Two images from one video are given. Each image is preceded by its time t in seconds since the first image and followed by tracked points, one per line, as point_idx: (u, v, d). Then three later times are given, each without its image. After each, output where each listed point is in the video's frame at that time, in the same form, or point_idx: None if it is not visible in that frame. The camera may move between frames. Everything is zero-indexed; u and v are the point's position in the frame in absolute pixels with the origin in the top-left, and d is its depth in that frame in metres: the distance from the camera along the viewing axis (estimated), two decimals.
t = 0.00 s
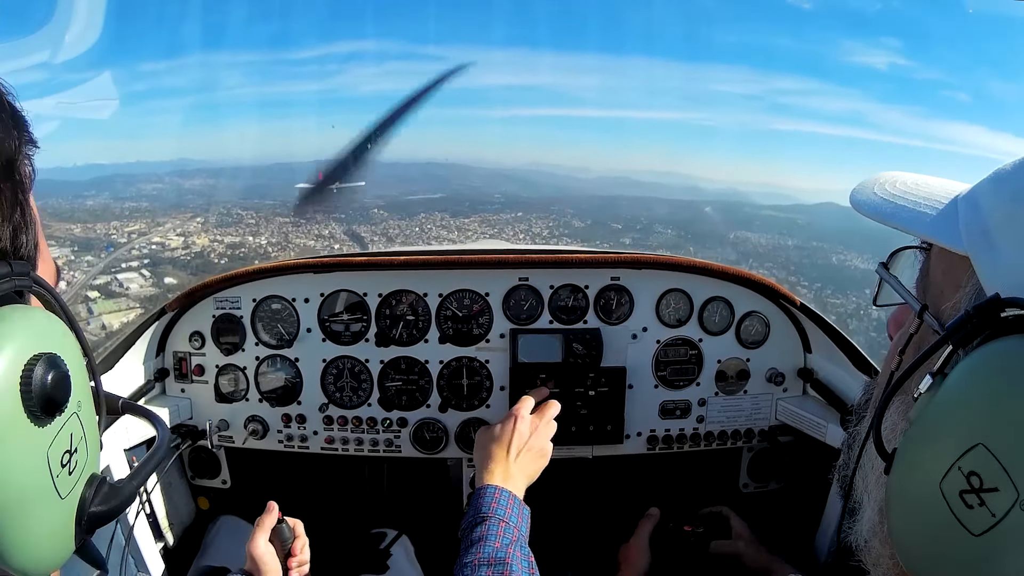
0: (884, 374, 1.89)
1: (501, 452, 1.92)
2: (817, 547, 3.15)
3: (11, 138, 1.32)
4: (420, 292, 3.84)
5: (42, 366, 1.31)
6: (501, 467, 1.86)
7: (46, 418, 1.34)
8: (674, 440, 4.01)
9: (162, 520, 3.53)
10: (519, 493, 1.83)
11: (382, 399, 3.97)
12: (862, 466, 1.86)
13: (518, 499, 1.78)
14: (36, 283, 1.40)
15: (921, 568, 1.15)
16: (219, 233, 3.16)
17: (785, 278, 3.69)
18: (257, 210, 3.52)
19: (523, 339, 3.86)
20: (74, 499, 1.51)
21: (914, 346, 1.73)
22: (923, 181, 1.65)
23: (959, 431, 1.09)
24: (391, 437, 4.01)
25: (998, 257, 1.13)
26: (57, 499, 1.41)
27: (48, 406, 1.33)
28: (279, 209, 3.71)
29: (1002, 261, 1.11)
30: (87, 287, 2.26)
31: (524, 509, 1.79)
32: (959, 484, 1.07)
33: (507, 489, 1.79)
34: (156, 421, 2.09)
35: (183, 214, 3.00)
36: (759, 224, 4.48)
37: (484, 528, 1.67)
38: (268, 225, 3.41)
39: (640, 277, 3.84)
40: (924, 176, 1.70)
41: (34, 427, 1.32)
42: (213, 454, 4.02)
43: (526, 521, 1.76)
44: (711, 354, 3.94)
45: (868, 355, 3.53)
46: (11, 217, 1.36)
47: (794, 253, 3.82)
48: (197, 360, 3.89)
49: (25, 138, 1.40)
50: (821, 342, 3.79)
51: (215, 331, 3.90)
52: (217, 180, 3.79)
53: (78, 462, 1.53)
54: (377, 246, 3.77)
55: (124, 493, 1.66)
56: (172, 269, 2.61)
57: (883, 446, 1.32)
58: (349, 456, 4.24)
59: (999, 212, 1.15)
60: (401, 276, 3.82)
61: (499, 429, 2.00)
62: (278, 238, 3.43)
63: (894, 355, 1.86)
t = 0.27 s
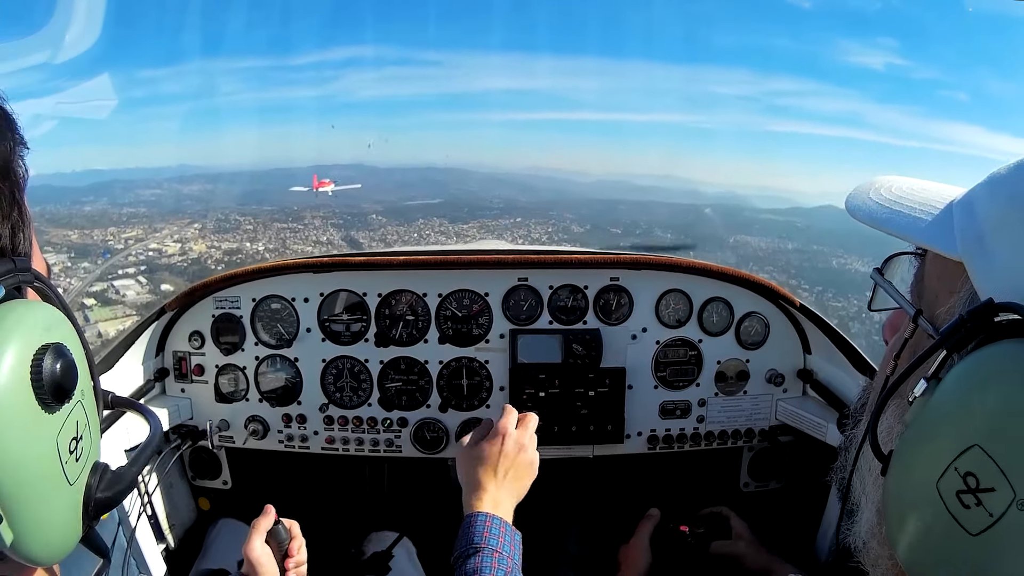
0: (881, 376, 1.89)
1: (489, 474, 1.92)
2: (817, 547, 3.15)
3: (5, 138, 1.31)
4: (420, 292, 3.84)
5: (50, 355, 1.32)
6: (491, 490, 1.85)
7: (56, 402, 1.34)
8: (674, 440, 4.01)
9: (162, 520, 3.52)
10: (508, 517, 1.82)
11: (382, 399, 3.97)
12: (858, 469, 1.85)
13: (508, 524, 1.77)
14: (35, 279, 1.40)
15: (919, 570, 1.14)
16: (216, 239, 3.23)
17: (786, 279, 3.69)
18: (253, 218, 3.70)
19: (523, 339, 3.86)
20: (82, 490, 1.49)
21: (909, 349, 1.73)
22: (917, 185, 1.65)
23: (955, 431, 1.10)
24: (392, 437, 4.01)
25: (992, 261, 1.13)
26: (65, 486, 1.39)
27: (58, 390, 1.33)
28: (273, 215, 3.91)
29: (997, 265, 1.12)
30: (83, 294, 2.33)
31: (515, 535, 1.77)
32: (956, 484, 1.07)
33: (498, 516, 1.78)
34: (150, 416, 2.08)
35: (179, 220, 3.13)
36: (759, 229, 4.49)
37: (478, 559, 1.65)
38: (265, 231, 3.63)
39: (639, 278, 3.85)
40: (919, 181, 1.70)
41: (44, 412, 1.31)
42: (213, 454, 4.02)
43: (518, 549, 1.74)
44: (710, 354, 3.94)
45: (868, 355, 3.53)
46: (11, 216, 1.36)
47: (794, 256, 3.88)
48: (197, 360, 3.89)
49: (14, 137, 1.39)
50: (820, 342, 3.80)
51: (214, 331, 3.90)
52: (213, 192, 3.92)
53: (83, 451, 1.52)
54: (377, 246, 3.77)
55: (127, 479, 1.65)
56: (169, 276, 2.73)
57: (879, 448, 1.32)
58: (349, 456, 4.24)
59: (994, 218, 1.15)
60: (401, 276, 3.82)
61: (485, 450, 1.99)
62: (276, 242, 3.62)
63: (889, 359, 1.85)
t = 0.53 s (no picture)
0: (881, 376, 1.90)
1: (472, 492, 2.14)
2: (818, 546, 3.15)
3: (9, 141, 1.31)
4: (420, 292, 3.84)
5: (60, 357, 1.33)
6: (475, 503, 2.06)
7: (65, 403, 1.34)
8: (675, 439, 4.01)
9: (163, 521, 3.53)
10: (493, 530, 1.99)
11: (383, 399, 3.97)
12: (859, 469, 1.86)
13: (492, 537, 1.93)
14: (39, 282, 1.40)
15: (922, 568, 1.14)
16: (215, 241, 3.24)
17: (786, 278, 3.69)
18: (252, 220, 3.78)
19: (523, 339, 3.86)
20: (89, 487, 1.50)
21: (909, 350, 1.73)
22: (918, 191, 1.64)
23: (956, 428, 1.09)
24: (392, 437, 4.01)
25: (991, 263, 1.13)
26: (73, 486, 1.40)
27: (67, 392, 1.34)
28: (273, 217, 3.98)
29: (996, 268, 1.11)
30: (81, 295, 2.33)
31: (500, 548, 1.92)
32: (957, 482, 1.07)
33: (482, 527, 1.95)
34: (151, 418, 2.08)
35: (179, 222, 3.12)
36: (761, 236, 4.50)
37: (465, 570, 1.78)
38: (264, 234, 3.71)
39: (640, 277, 3.84)
40: (919, 186, 1.70)
41: (53, 412, 1.32)
42: (214, 455, 4.03)
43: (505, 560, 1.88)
44: (711, 354, 3.94)
45: (867, 354, 3.53)
46: (18, 219, 1.36)
47: (795, 266, 3.92)
48: (197, 361, 3.89)
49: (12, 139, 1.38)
50: (820, 341, 3.79)
51: (215, 332, 3.90)
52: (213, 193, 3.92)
53: (92, 452, 1.52)
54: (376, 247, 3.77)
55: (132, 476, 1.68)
56: (166, 278, 2.76)
57: (880, 447, 1.31)
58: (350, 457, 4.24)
59: (992, 223, 1.15)
60: (401, 276, 3.82)
61: (466, 475, 2.23)
62: (276, 247, 3.72)
63: (889, 359, 1.86)
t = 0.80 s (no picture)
0: (881, 375, 1.90)
1: (465, 494, 2.14)
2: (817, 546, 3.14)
3: (20, 146, 1.30)
4: (420, 293, 3.85)
5: (78, 368, 1.35)
6: (469, 505, 2.06)
7: (82, 414, 1.35)
8: (675, 439, 4.01)
9: (162, 521, 3.53)
10: (487, 531, 1.99)
11: (383, 399, 3.97)
12: (859, 468, 1.86)
13: (487, 537, 1.94)
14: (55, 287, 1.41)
15: (922, 563, 1.14)
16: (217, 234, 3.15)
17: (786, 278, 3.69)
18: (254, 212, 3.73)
19: (523, 339, 3.86)
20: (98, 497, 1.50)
21: (909, 347, 1.73)
22: (919, 191, 1.64)
23: (957, 421, 1.09)
24: (392, 437, 4.01)
25: (991, 261, 1.13)
26: (86, 496, 1.39)
27: (85, 404, 1.35)
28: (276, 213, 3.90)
29: (996, 266, 1.12)
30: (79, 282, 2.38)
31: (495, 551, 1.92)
32: (957, 474, 1.07)
33: (477, 528, 1.95)
34: (156, 420, 2.08)
35: (179, 214, 3.19)
36: (765, 241, 4.50)
37: (459, 572, 1.78)
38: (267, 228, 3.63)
39: (640, 277, 3.84)
40: (920, 186, 1.70)
41: (70, 423, 1.33)
42: (214, 455, 4.03)
43: (499, 562, 1.88)
44: (711, 354, 3.94)
45: (867, 354, 3.53)
46: (29, 224, 1.35)
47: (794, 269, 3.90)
48: (197, 361, 3.89)
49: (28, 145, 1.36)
50: (821, 341, 3.79)
51: (215, 332, 3.90)
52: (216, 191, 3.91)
53: (103, 463, 1.52)
54: (376, 247, 3.77)
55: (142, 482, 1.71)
56: (166, 270, 2.71)
57: (881, 442, 1.32)
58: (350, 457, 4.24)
59: (994, 221, 1.15)
60: (401, 276, 3.82)
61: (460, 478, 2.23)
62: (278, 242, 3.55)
63: (891, 357, 1.86)
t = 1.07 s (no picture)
0: (881, 374, 1.90)
1: (468, 490, 2.14)
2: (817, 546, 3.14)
3: (25, 147, 1.30)
4: (420, 292, 3.84)
5: (85, 370, 1.34)
6: (471, 502, 2.06)
7: (89, 417, 1.35)
8: (675, 439, 4.01)
9: (162, 520, 3.53)
10: (489, 527, 1.98)
11: (382, 399, 3.97)
12: (858, 468, 1.86)
13: (489, 534, 1.93)
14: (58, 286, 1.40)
15: (920, 560, 1.14)
16: (221, 233, 3.16)
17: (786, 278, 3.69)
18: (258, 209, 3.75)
19: (523, 339, 3.86)
20: (102, 499, 1.51)
21: (909, 345, 1.73)
22: (918, 193, 1.64)
23: (955, 418, 1.09)
24: (392, 437, 4.00)
25: (990, 261, 1.13)
26: (89, 497, 1.40)
27: (92, 406, 1.35)
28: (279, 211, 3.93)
29: (994, 266, 1.12)
30: (81, 279, 2.33)
31: (497, 547, 1.92)
32: (956, 471, 1.07)
33: (479, 525, 1.95)
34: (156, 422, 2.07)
35: (184, 212, 3.16)
36: (770, 245, 4.49)
37: (461, 569, 1.78)
38: (272, 226, 3.65)
39: (639, 277, 3.84)
40: (919, 189, 1.70)
41: (76, 424, 1.33)
42: (214, 454, 4.03)
43: (500, 558, 1.89)
44: (711, 353, 3.94)
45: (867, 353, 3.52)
46: (34, 225, 1.35)
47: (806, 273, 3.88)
48: (197, 361, 3.89)
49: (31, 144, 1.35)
50: (821, 341, 3.79)
51: (215, 331, 3.89)
52: (217, 187, 3.85)
53: (106, 463, 1.52)
54: (376, 247, 3.77)
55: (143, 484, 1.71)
56: (168, 267, 2.78)
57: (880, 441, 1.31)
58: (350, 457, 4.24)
59: (992, 220, 1.15)
60: (401, 276, 3.82)
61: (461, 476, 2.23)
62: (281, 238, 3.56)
63: (890, 356, 1.86)
